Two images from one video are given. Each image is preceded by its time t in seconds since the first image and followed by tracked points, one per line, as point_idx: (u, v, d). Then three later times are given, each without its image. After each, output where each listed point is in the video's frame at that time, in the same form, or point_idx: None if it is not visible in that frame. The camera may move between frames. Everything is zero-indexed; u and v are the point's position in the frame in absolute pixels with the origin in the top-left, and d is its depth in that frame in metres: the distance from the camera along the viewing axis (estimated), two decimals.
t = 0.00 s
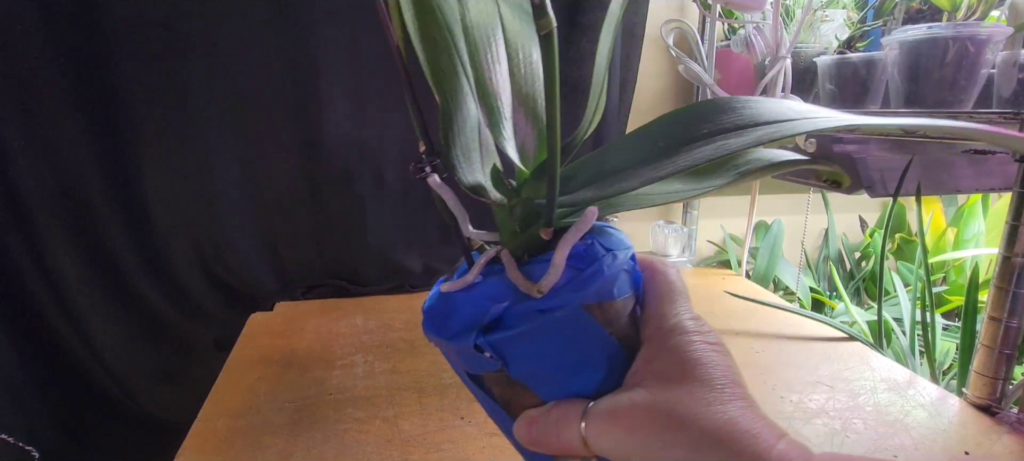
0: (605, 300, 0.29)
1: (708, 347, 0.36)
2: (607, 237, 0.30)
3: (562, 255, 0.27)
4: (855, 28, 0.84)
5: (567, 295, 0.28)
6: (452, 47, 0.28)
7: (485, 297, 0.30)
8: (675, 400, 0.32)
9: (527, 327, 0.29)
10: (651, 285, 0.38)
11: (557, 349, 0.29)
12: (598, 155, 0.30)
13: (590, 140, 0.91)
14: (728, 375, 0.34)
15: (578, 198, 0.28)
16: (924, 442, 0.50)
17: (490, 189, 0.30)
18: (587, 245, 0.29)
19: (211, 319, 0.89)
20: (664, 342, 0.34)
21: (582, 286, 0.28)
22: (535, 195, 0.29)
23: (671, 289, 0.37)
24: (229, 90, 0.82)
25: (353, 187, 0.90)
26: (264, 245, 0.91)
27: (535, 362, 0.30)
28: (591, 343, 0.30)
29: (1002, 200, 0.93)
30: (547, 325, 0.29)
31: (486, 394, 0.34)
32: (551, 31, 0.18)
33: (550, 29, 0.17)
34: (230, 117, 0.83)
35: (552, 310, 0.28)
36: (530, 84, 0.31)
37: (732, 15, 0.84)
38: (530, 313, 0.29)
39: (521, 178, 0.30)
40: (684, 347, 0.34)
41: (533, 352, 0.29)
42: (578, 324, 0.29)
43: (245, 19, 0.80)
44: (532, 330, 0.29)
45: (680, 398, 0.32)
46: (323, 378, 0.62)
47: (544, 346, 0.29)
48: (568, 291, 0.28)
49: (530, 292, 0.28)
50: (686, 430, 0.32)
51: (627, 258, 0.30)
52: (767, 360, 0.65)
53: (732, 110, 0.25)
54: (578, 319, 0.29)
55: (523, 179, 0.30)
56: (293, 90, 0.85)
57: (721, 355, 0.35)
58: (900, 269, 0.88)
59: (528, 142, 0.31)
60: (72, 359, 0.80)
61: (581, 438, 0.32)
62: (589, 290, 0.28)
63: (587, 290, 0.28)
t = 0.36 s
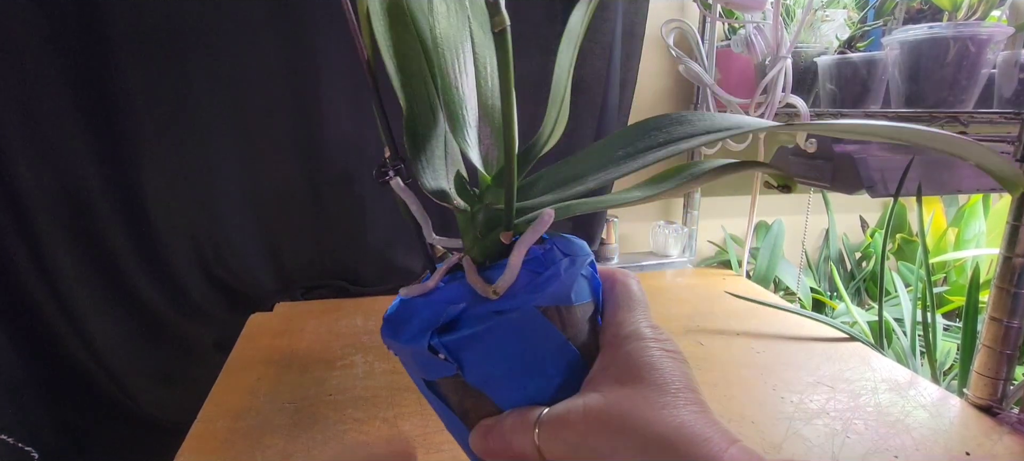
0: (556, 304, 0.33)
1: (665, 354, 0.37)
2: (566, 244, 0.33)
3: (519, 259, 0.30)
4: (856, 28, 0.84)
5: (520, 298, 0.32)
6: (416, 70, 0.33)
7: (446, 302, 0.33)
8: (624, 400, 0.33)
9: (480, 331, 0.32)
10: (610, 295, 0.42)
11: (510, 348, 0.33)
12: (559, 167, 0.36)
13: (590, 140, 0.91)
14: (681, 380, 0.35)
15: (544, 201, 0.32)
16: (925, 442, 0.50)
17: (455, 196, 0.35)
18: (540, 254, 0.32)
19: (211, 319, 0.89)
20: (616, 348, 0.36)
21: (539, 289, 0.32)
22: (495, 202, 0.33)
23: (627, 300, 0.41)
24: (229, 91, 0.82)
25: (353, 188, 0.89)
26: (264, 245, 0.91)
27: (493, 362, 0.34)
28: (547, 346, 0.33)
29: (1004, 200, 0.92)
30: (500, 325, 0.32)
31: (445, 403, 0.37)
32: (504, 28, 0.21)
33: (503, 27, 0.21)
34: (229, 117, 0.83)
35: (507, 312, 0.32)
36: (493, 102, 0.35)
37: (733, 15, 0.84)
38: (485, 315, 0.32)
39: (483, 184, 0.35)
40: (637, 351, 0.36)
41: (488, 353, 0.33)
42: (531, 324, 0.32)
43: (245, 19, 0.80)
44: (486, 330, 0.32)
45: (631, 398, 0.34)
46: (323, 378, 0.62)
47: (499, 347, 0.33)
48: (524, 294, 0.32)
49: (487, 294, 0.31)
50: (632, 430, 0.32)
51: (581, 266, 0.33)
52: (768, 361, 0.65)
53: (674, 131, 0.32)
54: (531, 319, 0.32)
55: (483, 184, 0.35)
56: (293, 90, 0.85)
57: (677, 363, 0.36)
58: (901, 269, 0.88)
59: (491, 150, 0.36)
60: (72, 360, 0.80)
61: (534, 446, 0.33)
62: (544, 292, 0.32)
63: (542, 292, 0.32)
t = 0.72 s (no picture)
0: (531, 310, 0.33)
1: (668, 359, 0.42)
2: (546, 249, 0.34)
3: (484, 266, 0.31)
4: (857, 28, 0.84)
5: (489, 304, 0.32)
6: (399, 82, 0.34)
7: (426, 307, 0.35)
8: (625, 402, 0.39)
9: (451, 335, 0.33)
10: (612, 303, 0.49)
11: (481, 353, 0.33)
12: (545, 174, 0.36)
13: (591, 140, 0.91)
14: (682, 381, 0.40)
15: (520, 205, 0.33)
16: (926, 442, 0.50)
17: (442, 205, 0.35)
18: (515, 262, 0.33)
19: (211, 319, 0.89)
20: (619, 356, 0.42)
21: (507, 295, 0.32)
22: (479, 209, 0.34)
23: (626, 308, 0.47)
24: (229, 91, 0.82)
25: (353, 189, 0.89)
26: (263, 245, 0.91)
27: (469, 365, 0.34)
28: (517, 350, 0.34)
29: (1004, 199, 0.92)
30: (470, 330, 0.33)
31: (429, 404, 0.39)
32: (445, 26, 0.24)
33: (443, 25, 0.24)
34: (229, 117, 0.83)
35: (476, 317, 0.32)
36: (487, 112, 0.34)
37: (733, 15, 0.84)
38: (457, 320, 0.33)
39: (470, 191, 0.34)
40: (639, 357, 0.42)
41: (460, 357, 0.34)
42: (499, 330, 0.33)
43: (246, 18, 0.79)
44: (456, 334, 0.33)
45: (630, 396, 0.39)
46: (323, 379, 0.62)
47: (472, 352, 0.33)
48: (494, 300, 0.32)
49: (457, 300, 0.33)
50: (630, 419, 0.38)
51: (558, 273, 0.33)
52: (768, 361, 0.65)
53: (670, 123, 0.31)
54: (500, 325, 0.32)
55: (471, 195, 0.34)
56: (293, 90, 0.85)
57: (678, 365, 0.41)
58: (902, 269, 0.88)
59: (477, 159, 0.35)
60: (72, 361, 0.80)
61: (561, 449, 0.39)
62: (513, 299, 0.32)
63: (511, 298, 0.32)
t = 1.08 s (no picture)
0: (475, 326, 0.32)
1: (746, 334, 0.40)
2: (515, 264, 0.33)
3: (426, 273, 0.31)
4: (858, 28, 0.84)
5: (435, 311, 0.33)
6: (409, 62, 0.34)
7: (395, 296, 0.36)
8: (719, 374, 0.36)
9: (400, 331, 0.34)
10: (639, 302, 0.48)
11: (428, 355, 0.34)
12: (536, 179, 0.32)
13: (591, 140, 0.91)
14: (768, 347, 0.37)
15: (482, 220, 0.31)
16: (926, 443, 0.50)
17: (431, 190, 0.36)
18: (473, 269, 0.32)
19: (211, 320, 0.90)
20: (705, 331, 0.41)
21: (451, 308, 0.32)
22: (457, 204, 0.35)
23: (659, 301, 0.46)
24: (229, 90, 0.82)
25: (353, 189, 0.89)
26: (263, 246, 0.91)
27: (422, 364, 0.35)
28: (463, 358, 0.34)
29: (1004, 198, 0.92)
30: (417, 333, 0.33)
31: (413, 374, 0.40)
32: (357, 52, 0.29)
33: (353, 52, 0.29)
34: (230, 117, 0.83)
35: (422, 322, 0.33)
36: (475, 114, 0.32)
37: (733, 15, 0.84)
38: (411, 318, 0.34)
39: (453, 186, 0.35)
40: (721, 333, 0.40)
41: (411, 353, 0.35)
42: (439, 340, 0.33)
43: (246, 18, 0.79)
44: (405, 333, 0.34)
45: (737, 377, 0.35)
46: (323, 380, 0.62)
47: (422, 352, 0.34)
48: (440, 309, 0.33)
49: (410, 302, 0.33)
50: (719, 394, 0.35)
51: (507, 288, 0.32)
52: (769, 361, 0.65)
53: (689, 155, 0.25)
54: (440, 337, 0.32)
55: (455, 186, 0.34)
56: (293, 90, 0.84)
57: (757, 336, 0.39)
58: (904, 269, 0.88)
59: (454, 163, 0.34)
60: (72, 361, 0.80)
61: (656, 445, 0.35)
62: (454, 313, 0.32)
63: (452, 311, 0.32)
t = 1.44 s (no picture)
0: (464, 323, 0.31)
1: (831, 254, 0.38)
2: (502, 262, 0.32)
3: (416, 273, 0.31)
4: (859, 27, 0.84)
5: (424, 311, 0.32)
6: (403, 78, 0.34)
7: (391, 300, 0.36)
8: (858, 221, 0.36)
9: (392, 334, 0.33)
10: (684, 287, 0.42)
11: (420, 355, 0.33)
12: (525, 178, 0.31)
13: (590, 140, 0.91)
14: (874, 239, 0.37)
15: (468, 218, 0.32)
16: (927, 443, 0.50)
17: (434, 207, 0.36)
18: (462, 271, 0.32)
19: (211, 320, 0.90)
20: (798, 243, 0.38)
21: (440, 305, 0.31)
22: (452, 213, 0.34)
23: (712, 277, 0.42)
24: (228, 91, 0.82)
25: (353, 189, 0.89)
26: (263, 246, 0.91)
27: (416, 366, 0.35)
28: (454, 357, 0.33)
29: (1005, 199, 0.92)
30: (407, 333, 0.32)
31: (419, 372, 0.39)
32: (346, 66, 0.29)
33: (342, 66, 0.29)
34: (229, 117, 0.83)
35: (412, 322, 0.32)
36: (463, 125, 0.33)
37: (733, 15, 0.84)
38: (403, 320, 0.33)
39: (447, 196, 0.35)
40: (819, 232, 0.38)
41: (404, 354, 0.34)
42: (430, 338, 0.32)
43: (245, 18, 0.79)
44: (397, 335, 0.33)
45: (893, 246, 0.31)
46: (323, 380, 0.61)
47: (414, 353, 0.34)
48: (430, 308, 0.32)
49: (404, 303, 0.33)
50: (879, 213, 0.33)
51: (491, 285, 0.31)
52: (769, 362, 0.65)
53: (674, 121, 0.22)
54: (430, 335, 0.32)
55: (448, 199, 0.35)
56: (292, 90, 0.84)
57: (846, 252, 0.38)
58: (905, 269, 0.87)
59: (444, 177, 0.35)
60: (72, 360, 0.79)
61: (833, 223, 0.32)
62: (442, 311, 0.31)
63: (440, 309, 0.31)
